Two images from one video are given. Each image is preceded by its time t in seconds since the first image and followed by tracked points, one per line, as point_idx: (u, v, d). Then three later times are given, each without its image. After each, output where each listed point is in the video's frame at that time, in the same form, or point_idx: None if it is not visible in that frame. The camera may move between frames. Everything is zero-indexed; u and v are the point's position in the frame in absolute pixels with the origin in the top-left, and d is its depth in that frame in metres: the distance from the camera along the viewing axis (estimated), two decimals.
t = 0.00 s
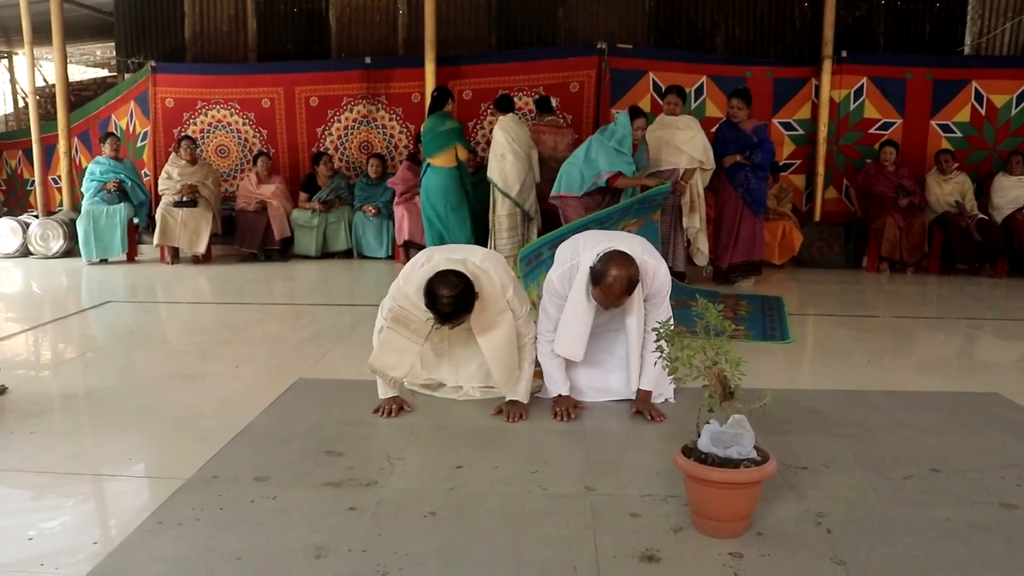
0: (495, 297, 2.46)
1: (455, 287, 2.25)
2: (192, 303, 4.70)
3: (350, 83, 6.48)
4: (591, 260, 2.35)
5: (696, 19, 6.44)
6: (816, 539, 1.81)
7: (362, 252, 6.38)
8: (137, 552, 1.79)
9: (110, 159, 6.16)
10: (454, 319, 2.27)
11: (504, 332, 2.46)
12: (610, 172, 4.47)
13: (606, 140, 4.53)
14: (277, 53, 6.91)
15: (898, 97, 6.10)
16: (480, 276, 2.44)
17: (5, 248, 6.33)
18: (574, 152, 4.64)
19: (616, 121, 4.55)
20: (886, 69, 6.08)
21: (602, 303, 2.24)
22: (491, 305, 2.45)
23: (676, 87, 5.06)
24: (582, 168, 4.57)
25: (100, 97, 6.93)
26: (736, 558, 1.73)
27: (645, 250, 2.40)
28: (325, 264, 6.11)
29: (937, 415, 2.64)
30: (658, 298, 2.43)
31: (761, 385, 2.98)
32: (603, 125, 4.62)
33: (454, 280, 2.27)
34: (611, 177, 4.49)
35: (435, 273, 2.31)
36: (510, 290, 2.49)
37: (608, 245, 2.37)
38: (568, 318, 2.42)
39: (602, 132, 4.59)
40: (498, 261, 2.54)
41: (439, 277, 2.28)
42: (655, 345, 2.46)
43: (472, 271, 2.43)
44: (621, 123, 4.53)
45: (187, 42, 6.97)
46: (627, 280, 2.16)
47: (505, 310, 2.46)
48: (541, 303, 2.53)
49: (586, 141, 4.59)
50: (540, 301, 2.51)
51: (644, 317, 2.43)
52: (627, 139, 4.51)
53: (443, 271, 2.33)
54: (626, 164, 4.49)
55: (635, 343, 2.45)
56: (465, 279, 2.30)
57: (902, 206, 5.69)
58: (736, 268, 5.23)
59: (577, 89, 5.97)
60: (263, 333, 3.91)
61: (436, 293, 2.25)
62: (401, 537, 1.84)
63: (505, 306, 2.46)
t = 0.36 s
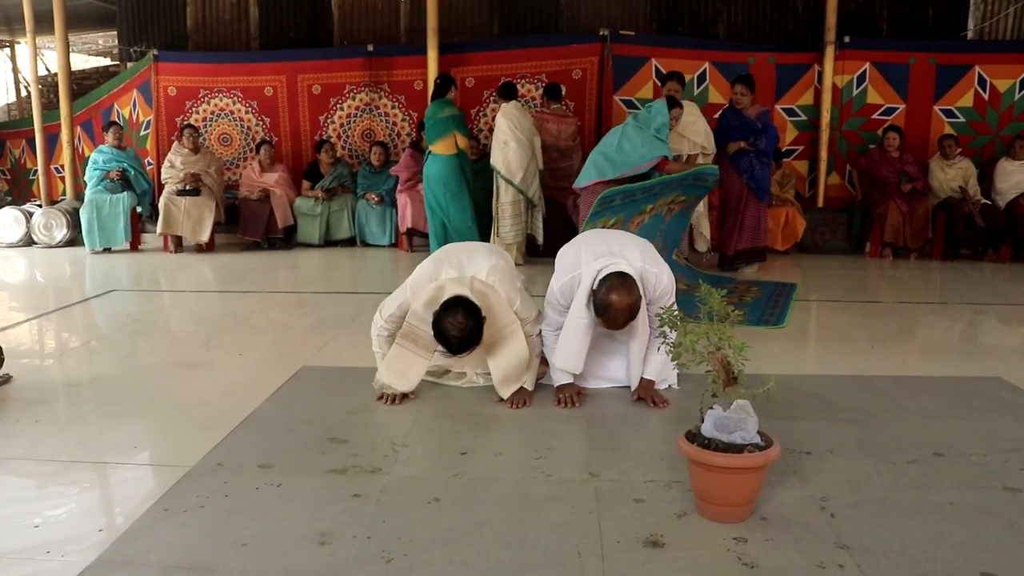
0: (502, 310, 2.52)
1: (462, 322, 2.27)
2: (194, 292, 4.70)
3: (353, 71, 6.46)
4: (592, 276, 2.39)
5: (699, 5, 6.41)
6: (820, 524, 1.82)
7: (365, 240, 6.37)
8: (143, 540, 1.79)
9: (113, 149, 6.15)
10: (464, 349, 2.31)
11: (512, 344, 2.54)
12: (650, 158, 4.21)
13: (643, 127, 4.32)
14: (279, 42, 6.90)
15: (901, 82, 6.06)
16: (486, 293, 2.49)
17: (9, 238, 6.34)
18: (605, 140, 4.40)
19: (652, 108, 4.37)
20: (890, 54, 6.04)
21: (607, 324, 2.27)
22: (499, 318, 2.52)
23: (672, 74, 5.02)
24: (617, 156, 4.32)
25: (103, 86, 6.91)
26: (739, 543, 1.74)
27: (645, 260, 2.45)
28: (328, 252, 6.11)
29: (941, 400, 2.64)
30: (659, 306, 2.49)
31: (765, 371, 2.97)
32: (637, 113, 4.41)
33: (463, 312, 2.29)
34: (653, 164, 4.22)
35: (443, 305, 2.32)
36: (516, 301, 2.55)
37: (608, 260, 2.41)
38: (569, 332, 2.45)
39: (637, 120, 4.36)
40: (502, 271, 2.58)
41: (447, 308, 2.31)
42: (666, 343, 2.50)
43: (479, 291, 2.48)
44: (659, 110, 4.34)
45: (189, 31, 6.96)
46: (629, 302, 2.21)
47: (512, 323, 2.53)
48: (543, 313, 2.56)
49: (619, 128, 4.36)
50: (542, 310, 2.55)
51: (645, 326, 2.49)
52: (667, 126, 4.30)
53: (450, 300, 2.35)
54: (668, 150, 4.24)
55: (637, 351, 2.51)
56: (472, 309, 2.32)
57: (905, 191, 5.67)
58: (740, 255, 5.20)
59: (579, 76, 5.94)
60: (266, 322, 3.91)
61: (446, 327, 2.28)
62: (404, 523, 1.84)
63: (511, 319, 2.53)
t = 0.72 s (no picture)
0: (507, 308, 2.54)
1: (467, 329, 2.29)
2: (198, 282, 4.70)
3: (355, 61, 6.44)
4: (596, 279, 2.40)
5: None
6: (826, 507, 1.82)
7: (369, 229, 6.38)
8: (151, 527, 1.80)
9: (116, 140, 6.15)
10: (470, 353, 2.34)
11: (517, 340, 2.56)
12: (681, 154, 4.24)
13: (675, 121, 4.31)
14: (282, 32, 6.90)
15: (906, 68, 6.03)
16: (492, 292, 2.50)
17: (13, 230, 6.35)
18: (632, 129, 4.37)
19: (684, 102, 4.36)
20: (894, 40, 6.01)
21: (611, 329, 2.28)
22: (504, 317, 2.54)
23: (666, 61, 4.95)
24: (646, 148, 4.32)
25: (105, 77, 6.90)
26: (744, 527, 1.74)
27: (648, 260, 2.45)
28: (332, 242, 6.11)
29: (945, 384, 2.64)
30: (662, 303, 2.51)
31: (769, 357, 2.97)
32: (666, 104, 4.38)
33: (468, 317, 2.31)
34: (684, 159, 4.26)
35: (449, 310, 2.34)
36: (522, 298, 2.56)
37: (611, 262, 2.41)
38: (577, 335, 2.48)
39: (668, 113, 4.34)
40: (507, 268, 2.58)
41: (452, 314, 2.32)
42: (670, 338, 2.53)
43: (484, 290, 2.49)
44: (692, 107, 4.35)
45: (191, 21, 6.94)
46: (633, 311, 2.22)
47: (517, 321, 2.54)
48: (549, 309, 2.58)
49: (650, 120, 4.33)
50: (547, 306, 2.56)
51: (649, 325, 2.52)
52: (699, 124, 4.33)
53: (455, 304, 2.36)
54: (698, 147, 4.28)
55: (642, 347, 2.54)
56: (477, 314, 2.33)
57: (908, 177, 5.64)
58: (744, 241, 5.19)
59: (582, 64, 5.92)
60: (271, 311, 3.92)
61: (452, 332, 2.30)
62: (411, 509, 1.85)
63: (517, 317, 2.54)
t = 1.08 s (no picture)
0: (509, 305, 2.57)
1: (469, 331, 2.33)
2: (202, 271, 4.71)
3: (358, 50, 6.41)
4: (599, 266, 2.40)
5: None
6: (828, 495, 1.82)
7: (372, 219, 6.38)
8: (154, 515, 1.81)
9: (119, 129, 6.14)
10: (472, 351, 2.38)
11: (518, 335, 2.59)
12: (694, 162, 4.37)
13: (694, 129, 4.33)
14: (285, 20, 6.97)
15: (910, 57, 6.00)
16: (494, 289, 2.53)
17: (17, 219, 6.36)
18: (650, 128, 4.37)
19: (707, 109, 4.31)
20: (898, 29, 5.97)
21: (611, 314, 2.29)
22: (506, 313, 2.57)
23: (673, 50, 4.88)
24: (661, 149, 4.38)
25: (108, 66, 6.90)
26: (747, 514, 1.74)
27: (650, 247, 2.45)
28: (335, 231, 6.11)
29: (948, 373, 2.63)
30: (664, 289, 2.51)
31: (773, 346, 2.97)
32: (688, 106, 4.33)
33: (470, 320, 2.34)
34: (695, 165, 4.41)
35: (451, 310, 2.38)
36: (523, 293, 2.59)
37: (614, 248, 2.41)
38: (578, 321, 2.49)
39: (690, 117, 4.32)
40: (509, 264, 2.60)
41: (453, 315, 2.36)
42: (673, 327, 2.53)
43: (485, 288, 2.51)
44: (713, 115, 4.32)
45: (193, 11, 6.93)
46: (634, 296, 2.22)
47: (520, 317, 2.57)
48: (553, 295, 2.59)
49: (670, 123, 4.33)
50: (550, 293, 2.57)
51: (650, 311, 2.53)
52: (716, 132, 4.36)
53: (456, 305, 2.39)
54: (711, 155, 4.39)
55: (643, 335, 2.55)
56: (480, 316, 2.37)
57: (912, 167, 5.62)
58: (748, 232, 5.18)
59: (585, 53, 5.90)
60: (274, 300, 3.92)
61: (454, 335, 2.35)
62: (414, 496, 1.85)
63: (519, 313, 2.57)
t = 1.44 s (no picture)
0: (509, 303, 2.56)
1: (467, 334, 2.38)
2: (203, 260, 4.70)
3: (361, 39, 6.39)
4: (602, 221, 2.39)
5: None
6: (827, 486, 1.82)
7: (374, 208, 6.37)
8: (155, 502, 1.81)
9: (121, 117, 6.13)
10: (470, 352, 2.43)
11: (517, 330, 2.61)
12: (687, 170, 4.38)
13: (696, 129, 4.45)
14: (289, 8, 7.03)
15: (914, 50, 5.97)
16: (495, 289, 2.53)
17: (18, 207, 6.35)
18: (654, 120, 4.43)
19: (711, 112, 4.52)
20: (903, 22, 5.95)
21: (611, 254, 2.23)
22: (506, 311, 2.57)
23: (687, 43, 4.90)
24: (660, 144, 4.40)
25: (110, 54, 6.88)
26: (747, 505, 1.74)
27: (654, 212, 2.43)
28: (336, 221, 6.10)
29: (950, 366, 2.63)
30: (668, 259, 2.44)
31: (774, 338, 2.96)
32: (693, 107, 4.53)
33: (469, 321, 2.39)
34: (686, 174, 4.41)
35: (451, 313, 2.41)
36: (524, 290, 2.58)
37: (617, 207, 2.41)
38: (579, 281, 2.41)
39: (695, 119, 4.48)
40: (510, 261, 2.58)
41: (452, 317, 2.41)
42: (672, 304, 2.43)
43: (485, 288, 2.51)
44: (715, 119, 4.52)
45: None
46: (634, 243, 2.21)
47: (520, 314, 2.57)
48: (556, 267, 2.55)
49: (674, 118, 4.43)
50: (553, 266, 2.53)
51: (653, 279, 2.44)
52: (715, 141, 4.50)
53: (457, 306, 2.43)
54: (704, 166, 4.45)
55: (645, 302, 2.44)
56: (479, 318, 2.42)
57: (915, 160, 5.60)
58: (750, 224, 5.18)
59: (589, 44, 5.87)
60: (275, 289, 3.92)
61: (453, 336, 2.40)
62: (414, 486, 1.86)
63: (520, 311, 2.57)
